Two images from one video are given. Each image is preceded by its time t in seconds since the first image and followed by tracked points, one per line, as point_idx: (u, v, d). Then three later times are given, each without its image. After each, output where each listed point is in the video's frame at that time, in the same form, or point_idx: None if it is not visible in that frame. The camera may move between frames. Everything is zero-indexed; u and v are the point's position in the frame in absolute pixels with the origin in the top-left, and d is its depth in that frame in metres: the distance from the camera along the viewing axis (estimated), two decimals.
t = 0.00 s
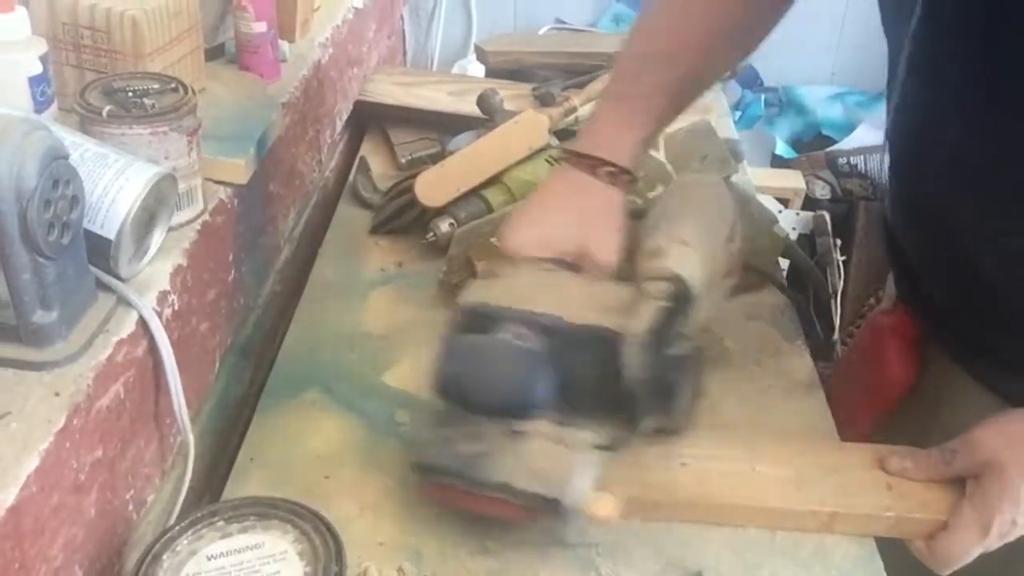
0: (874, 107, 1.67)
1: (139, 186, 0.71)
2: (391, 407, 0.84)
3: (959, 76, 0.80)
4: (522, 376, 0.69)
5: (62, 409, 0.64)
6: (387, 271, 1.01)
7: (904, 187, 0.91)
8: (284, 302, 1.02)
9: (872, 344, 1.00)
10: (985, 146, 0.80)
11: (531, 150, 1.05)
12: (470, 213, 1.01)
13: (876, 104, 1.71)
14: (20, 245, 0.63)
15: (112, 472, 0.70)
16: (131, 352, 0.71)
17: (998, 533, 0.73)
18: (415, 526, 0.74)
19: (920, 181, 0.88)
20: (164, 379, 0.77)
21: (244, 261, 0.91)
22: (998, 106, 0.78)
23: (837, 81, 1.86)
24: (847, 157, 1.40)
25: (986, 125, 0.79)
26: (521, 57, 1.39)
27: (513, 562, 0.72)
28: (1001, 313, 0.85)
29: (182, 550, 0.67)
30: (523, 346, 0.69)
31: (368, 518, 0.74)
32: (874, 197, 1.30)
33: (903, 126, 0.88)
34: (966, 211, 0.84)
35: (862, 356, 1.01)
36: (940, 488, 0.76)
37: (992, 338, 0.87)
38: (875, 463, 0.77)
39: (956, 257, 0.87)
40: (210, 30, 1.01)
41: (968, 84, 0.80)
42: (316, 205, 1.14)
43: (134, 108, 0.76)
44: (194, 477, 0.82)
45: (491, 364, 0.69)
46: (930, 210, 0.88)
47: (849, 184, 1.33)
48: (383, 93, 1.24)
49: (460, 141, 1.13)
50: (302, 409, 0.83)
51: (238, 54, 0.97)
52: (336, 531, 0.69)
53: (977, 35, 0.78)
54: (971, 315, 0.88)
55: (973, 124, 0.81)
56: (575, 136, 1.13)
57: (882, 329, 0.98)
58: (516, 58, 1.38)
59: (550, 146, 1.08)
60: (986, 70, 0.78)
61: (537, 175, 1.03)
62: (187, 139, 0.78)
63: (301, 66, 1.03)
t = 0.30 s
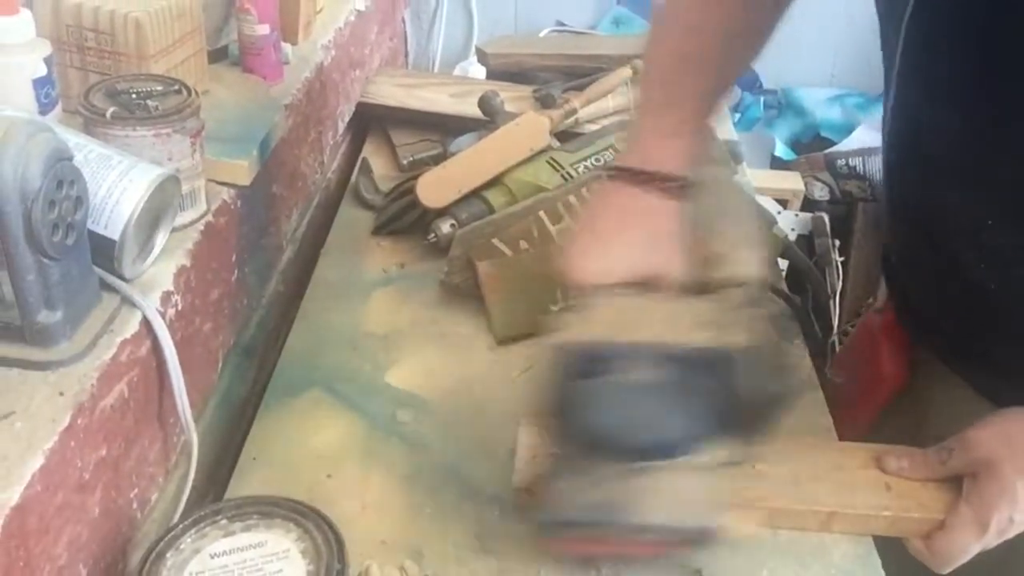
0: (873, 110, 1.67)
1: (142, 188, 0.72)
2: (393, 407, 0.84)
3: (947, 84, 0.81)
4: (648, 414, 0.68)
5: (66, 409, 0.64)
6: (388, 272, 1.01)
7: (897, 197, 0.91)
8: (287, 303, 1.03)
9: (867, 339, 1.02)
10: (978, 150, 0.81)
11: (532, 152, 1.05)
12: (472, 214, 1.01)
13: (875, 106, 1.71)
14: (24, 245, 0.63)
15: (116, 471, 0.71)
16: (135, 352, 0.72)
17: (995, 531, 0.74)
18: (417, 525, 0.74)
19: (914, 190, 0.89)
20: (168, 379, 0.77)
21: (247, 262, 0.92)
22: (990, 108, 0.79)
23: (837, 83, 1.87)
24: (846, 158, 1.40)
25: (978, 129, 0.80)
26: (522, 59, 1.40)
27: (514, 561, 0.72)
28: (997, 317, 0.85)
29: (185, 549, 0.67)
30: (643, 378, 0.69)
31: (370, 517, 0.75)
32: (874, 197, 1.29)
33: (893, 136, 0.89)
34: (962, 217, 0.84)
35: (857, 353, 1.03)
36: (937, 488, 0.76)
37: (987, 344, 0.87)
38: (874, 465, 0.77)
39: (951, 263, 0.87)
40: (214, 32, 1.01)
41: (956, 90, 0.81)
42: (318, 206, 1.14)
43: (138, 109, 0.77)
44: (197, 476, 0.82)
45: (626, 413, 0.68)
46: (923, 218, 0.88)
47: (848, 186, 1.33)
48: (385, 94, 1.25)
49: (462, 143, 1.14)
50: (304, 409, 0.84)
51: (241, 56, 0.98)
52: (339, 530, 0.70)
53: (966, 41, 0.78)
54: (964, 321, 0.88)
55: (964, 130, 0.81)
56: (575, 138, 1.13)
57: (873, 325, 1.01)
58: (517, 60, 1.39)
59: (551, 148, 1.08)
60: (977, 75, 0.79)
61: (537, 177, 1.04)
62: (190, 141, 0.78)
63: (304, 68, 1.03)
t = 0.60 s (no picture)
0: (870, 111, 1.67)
1: (146, 188, 0.73)
2: (395, 406, 0.85)
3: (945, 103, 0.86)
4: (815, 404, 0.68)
5: (70, 408, 0.65)
6: (390, 272, 1.02)
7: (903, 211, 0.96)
8: (289, 303, 1.03)
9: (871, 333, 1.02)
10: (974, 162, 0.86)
11: (532, 153, 1.06)
12: (472, 214, 1.02)
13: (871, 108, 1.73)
14: (27, 246, 0.64)
15: (119, 470, 0.71)
16: (138, 352, 0.72)
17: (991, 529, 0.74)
18: (418, 523, 0.75)
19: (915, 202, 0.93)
20: (171, 379, 0.78)
21: (249, 263, 0.92)
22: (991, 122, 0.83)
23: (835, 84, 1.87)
24: (844, 159, 1.39)
25: (974, 149, 0.85)
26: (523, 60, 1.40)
27: (515, 559, 0.73)
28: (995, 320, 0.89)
29: (188, 547, 0.68)
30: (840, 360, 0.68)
31: (372, 516, 0.75)
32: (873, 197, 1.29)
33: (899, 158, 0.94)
34: (963, 224, 0.89)
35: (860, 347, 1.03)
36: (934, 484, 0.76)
37: (989, 349, 0.90)
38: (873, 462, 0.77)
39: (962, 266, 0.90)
40: (217, 34, 1.01)
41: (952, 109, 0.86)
42: (320, 207, 1.15)
43: (141, 111, 0.78)
44: (200, 475, 0.83)
45: (819, 404, 0.69)
46: (929, 229, 0.93)
47: (846, 186, 1.32)
48: (387, 96, 1.25)
49: (462, 144, 1.14)
50: (306, 408, 0.84)
51: (243, 58, 0.99)
52: (340, 528, 0.70)
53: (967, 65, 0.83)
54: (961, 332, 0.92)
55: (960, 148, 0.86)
56: (576, 138, 1.13)
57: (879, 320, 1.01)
58: (518, 62, 1.40)
59: (551, 148, 1.09)
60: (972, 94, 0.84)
61: (537, 177, 1.04)
62: (193, 142, 0.79)
63: (306, 70, 1.04)
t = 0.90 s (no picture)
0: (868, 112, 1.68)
1: (149, 188, 0.73)
2: (397, 405, 0.85)
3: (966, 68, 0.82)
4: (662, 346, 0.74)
5: (74, 408, 0.65)
6: (391, 272, 1.02)
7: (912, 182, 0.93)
8: (292, 303, 1.04)
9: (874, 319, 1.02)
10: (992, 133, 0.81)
11: (533, 153, 1.07)
12: (473, 215, 1.02)
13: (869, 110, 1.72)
14: (31, 246, 0.64)
15: (122, 469, 0.72)
16: (141, 352, 0.73)
17: (986, 529, 0.75)
18: (419, 521, 0.75)
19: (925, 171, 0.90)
20: (174, 378, 0.78)
21: (251, 263, 0.93)
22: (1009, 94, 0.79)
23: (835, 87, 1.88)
24: (842, 160, 1.40)
25: (993, 115, 0.81)
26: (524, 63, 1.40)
27: (515, 557, 0.73)
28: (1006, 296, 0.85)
29: (191, 545, 0.68)
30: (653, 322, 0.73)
31: (373, 514, 0.76)
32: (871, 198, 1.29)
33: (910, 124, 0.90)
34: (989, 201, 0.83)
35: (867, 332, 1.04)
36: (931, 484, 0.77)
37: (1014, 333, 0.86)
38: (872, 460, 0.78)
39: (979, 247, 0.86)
40: (219, 35, 1.02)
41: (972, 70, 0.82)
42: (322, 207, 1.15)
43: (143, 112, 0.78)
44: (203, 473, 0.83)
45: (635, 342, 0.73)
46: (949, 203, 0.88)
47: (845, 186, 1.33)
48: (388, 97, 1.26)
49: (462, 145, 1.14)
50: (308, 408, 0.84)
51: (246, 59, 0.99)
52: (342, 527, 0.70)
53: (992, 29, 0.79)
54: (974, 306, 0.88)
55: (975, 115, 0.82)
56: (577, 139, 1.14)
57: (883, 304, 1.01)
58: (519, 63, 1.40)
59: (551, 149, 1.09)
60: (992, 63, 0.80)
61: (538, 178, 1.05)
62: (195, 143, 0.79)
63: (307, 71, 1.05)
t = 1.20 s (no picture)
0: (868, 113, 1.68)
1: (153, 190, 0.74)
2: (399, 405, 0.86)
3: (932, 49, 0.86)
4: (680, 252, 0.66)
5: (78, 408, 0.66)
6: (393, 273, 1.03)
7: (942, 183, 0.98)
8: (294, 304, 1.05)
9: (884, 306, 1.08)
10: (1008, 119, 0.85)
11: (533, 156, 1.07)
12: (475, 216, 1.02)
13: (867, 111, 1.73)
14: (36, 248, 0.65)
15: (126, 469, 0.72)
16: (145, 352, 0.74)
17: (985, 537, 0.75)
18: (420, 521, 0.76)
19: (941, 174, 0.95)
20: (178, 378, 0.79)
21: (254, 264, 0.93)
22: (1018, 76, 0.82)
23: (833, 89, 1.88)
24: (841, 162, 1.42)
25: None
26: (526, 65, 1.41)
27: (515, 556, 0.74)
28: None
29: (194, 545, 0.69)
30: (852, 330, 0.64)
31: (374, 513, 0.76)
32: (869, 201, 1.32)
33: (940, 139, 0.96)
34: None
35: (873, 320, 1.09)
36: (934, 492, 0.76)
37: None
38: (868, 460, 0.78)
39: None
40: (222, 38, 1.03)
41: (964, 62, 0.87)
42: (324, 209, 1.16)
43: (148, 114, 0.79)
44: (206, 473, 0.84)
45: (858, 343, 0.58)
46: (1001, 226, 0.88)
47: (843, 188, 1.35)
48: (390, 99, 1.27)
49: (464, 146, 1.15)
50: (310, 408, 0.85)
51: (249, 62, 1.00)
52: (344, 526, 0.71)
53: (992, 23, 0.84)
54: (998, 303, 0.91)
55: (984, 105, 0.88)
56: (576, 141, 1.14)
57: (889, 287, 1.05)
58: (520, 66, 1.41)
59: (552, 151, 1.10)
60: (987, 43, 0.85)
61: (539, 180, 1.05)
62: (199, 145, 0.80)
63: (310, 74, 1.05)
